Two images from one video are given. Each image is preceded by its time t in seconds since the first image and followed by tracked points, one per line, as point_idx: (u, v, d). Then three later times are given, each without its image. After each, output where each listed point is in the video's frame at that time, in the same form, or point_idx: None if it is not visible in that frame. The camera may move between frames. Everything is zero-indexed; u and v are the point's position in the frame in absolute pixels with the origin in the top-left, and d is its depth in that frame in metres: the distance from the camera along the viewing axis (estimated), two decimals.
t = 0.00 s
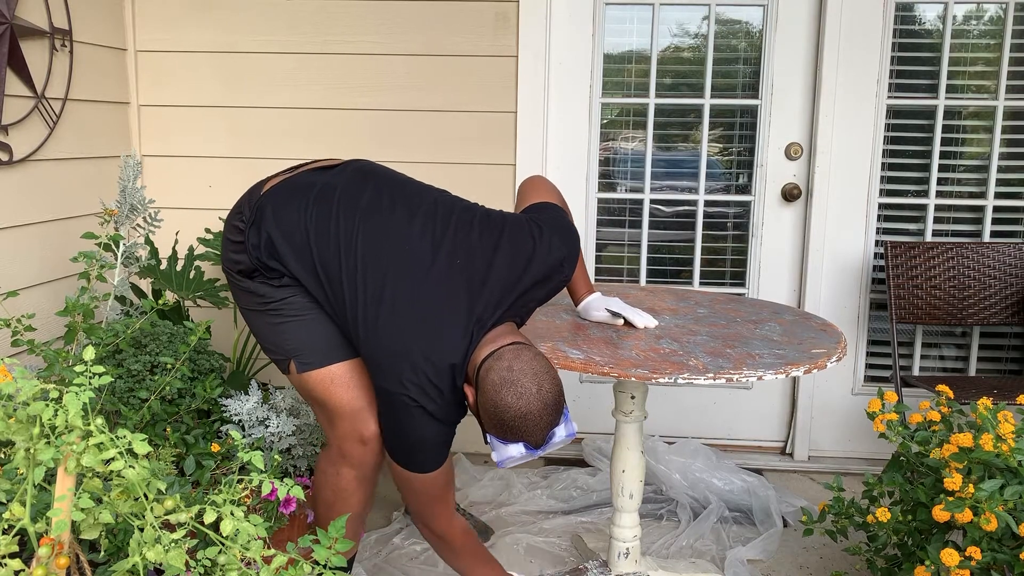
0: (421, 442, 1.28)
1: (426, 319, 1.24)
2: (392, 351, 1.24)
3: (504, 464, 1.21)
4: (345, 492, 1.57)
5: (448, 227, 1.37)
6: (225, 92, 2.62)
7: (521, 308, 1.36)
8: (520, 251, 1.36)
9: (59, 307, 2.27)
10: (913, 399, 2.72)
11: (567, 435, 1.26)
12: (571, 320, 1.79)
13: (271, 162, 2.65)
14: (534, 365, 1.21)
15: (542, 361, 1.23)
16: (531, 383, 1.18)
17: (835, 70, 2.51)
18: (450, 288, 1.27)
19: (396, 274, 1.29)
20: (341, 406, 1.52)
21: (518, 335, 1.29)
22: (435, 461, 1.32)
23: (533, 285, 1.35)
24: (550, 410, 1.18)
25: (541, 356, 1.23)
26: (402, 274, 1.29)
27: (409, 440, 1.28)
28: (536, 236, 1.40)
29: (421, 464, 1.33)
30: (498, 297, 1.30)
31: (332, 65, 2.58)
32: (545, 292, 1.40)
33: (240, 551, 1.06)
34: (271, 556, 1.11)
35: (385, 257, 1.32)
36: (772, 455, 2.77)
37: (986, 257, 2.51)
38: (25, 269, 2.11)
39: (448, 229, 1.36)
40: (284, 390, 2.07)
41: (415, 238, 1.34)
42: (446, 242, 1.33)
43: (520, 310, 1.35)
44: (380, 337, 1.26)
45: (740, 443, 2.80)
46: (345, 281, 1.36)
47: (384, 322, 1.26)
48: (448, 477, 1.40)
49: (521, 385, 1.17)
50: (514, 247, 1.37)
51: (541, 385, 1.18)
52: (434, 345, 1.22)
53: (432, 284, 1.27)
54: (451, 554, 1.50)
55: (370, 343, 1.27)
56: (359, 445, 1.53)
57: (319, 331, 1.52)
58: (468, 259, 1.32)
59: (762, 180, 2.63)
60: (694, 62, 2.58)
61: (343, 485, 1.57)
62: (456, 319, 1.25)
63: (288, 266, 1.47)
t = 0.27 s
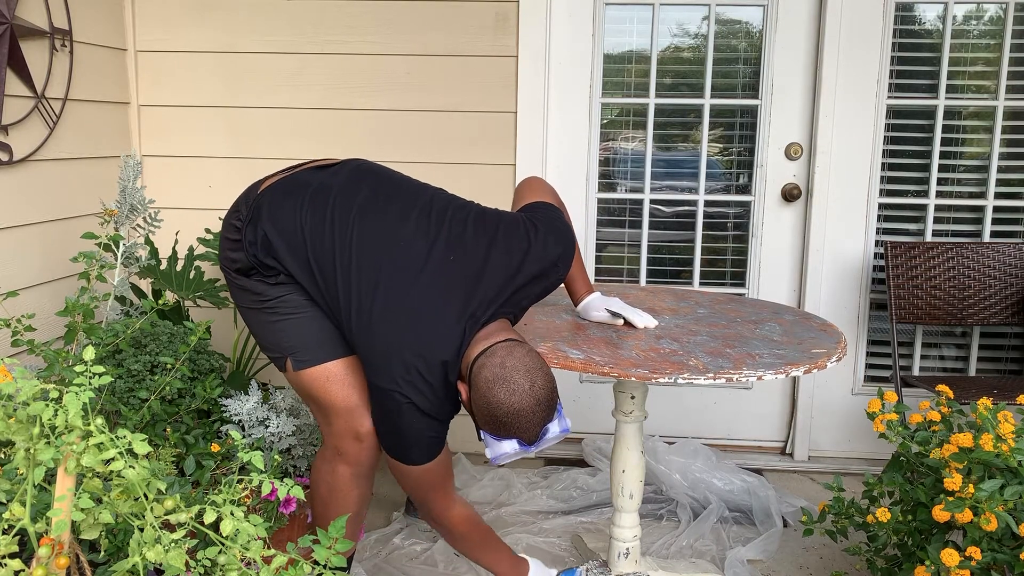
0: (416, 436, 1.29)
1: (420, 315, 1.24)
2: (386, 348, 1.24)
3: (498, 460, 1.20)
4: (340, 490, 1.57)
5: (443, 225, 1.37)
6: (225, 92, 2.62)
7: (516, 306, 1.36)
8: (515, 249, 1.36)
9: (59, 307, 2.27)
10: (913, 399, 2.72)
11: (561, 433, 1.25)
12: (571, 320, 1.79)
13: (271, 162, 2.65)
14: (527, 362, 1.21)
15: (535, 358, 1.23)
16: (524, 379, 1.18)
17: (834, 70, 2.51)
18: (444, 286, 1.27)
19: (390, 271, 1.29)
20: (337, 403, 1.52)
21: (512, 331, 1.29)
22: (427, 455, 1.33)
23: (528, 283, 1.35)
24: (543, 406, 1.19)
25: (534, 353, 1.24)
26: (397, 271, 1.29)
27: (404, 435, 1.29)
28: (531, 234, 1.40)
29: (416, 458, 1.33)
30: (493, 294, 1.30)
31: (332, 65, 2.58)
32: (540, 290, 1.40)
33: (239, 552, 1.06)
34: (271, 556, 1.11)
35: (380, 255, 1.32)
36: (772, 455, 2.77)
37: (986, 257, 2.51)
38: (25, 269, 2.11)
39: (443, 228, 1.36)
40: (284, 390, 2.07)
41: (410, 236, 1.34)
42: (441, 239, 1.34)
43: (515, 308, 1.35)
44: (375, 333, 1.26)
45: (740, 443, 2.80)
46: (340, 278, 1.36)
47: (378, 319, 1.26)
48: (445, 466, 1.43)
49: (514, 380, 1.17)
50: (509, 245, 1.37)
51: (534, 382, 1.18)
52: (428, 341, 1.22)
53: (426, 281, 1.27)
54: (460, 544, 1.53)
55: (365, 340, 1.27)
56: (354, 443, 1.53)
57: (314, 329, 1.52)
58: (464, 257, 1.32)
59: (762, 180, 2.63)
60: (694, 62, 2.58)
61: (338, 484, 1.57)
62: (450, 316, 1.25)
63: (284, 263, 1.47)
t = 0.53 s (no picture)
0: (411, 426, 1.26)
1: (422, 303, 1.24)
2: (386, 333, 1.24)
3: (496, 447, 1.18)
4: (338, 485, 1.56)
5: (447, 217, 1.37)
6: (224, 92, 2.62)
7: (518, 298, 1.36)
8: (519, 242, 1.36)
9: (59, 308, 2.27)
10: (913, 399, 2.72)
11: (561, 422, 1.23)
12: (570, 320, 1.79)
13: (271, 163, 2.65)
14: (527, 347, 1.21)
15: (535, 345, 1.23)
16: (524, 362, 1.17)
17: (834, 70, 2.51)
18: (447, 274, 1.27)
19: (394, 260, 1.29)
20: (335, 395, 1.54)
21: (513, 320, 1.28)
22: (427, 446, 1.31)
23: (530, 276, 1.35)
24: (542, 391, 1.17)
25: (534, 341, 1.24)
26: (400, 260, 1.29)
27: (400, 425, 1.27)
28: (535, 229, 1.40)
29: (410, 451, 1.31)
30: (496, 286, 1.30)
31: (332, 65, 2.58)
32: (543, 284, 1.39)
33: (239, 552, 1.06)
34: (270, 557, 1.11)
35: (383, 243, 1.32)
36: (771, 455, 2.77)
37: (986, 257, 2.51)
38: (25, 269, 2.11)
39: (448, 219, 1.36)
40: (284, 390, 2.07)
41: (414, 225, 1.34)
42: (446, 230, 1.34)
43: (516, 301, 1.34)
44: (376, 320, 1.26)
45: (740, 443, 2.80)
46: (344, 267, 1.36)
47: (381, 306, 1.26)
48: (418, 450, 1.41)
49: (513, 363, 1.17)
50: (513, 238, 1.37)
51: (533, 365, 1.18)
52: (430, 329, 1.22)
53: (429, 270, 1.27)
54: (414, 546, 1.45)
55: (367, 327, 1.27)
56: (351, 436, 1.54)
57: (315, 322, 1.53)
58: (467, 247, 1.32)
59: (762, 180, 2.63)
60: (694, 62, 2.58)
61: (336, 479, 1.56)
62: (453, 305, 1.24)
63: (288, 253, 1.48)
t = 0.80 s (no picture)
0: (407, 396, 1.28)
1: (418, 272, 1.24)
2: (384, 303, 1.24)
3: (479, 414, 1.17)
4: (332, 470, 1.57)
5: (450, 194, 1.37)
6: (225, 93, 2.62)
7: (514, 277, 1.36)
8: (518, 224, 1.38)
9: (59, 308, 2.27)
10: (913, 399, 2.72)
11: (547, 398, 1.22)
12: (570, 320, 1.79)
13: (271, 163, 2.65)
14: (517, 321, 1.20)
15: (526, 320, 1.22)
16: (512, 333, 1.17)
17: (834, 70, 2.51)
18: (445, 246, 1.28)
19: (396, 232, 1.30)
20: (331, 378, 1.54)
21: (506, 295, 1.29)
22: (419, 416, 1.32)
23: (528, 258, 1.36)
24: (529, 363, 1.17)
25: (524, 316, 1.23)
26: (401, 232, 1.29)
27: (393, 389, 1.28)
28: (535, 213, 1.42)
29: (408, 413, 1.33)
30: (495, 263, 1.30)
31: (332, 66, 2.58)
32: (538, 265, 1.40)
33: (239, 552, 1.06)
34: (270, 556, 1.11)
35: (385, 216, 1.33)
36: (771, 456, 2.77)
37: (986, 257, 2.50)
38: (25, 269, 2.11)
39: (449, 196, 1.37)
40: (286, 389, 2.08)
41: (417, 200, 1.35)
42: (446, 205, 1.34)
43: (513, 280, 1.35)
44: (374, 289, 1.26)
45: (740, 443, 2.80)
46: (343, 238, 1.36)
47: (377, 274, 1.26)
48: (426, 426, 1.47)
49: (502, 333, 1.16)
50: (513, 219, 1.38)
51: (522, 337, 1.17)
52: (424, 297, 1.22)
53: (428, 241, 1.28)
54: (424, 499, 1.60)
55: (364, 296, 1.27)
56: (344, 417, 1.55)
57: (319, 308, 1.53)
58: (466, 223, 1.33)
59: (762, 180, 2.63)
60: (694, 62, 2.58)
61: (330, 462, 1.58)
62: (448, 275, 1.25)
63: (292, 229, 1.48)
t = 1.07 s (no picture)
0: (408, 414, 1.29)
1: (417, 293, 1.24)
2: (380, 327, 1.24)
3: (482, 434, 1.19)
4: (333, 473, 1.56)
5: (447, 209, 1.36)
6: (225, 93, 2.62)
7: (513, 291, 1.36)
8: (517, 236, 1.36)
9: (59, 308, 2.27)
10: (913, 399, 2.72)
11: (549, 411, 1.23)
12: (570, 320, 1.79)
13: (271, 163, 2.65)
14: (514, 336, 1.20)
15: (523, 335, 1.22)
16: (509, 351, 1.17)
17: (834, 70, 2.51)
18: (444, 265, 1.27)
19: (393, 252, 1.29)
20: (332, 382, 1.53)
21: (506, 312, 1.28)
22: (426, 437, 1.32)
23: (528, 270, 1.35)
24: (527, 380, 1.17)
25: (522, 330, 1.23)
26: (398, 251, 1.29)
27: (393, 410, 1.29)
28: (534, 225, 1.40)
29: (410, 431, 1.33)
30: (493, 280, 1.29)
31: (332, 66, 2.58)
32: (539, 276, 1.39)
33: (239, 552, 1.06)
34: (270, 556, 1.11)
35: (382, 235, 1.32)
36: (771, 456, 2.77)
37: (986, 257, 2.50)
38: (24, 270, 2.11)
39: (448, 209, 1.37)
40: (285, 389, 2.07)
41: (413, 216, 1.34)
42: (445, 220, 1.34)
43: (512, 293, 1.35)
44: (371, 313, 1.26)
45: (739, 444, 2.80)
46: (343, 254, 1.36)
47: (377, 295, 1.26)
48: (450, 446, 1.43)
49: (499, 353, 1.16)
50: (512, 231, 1.37)
51: (519, 355, 1.17)
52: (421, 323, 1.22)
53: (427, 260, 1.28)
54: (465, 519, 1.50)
55: (362, 318, 1.27)
56: (347, 421, 1.54)
57: (319, 312, 1.53)
58: (466, 238, 1.32)
59: (762, 180, 2.63)
60: (694, 62, 2.58)
61: (332, 466, 1.56)
62: (448, 296, 1.25)
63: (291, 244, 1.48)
